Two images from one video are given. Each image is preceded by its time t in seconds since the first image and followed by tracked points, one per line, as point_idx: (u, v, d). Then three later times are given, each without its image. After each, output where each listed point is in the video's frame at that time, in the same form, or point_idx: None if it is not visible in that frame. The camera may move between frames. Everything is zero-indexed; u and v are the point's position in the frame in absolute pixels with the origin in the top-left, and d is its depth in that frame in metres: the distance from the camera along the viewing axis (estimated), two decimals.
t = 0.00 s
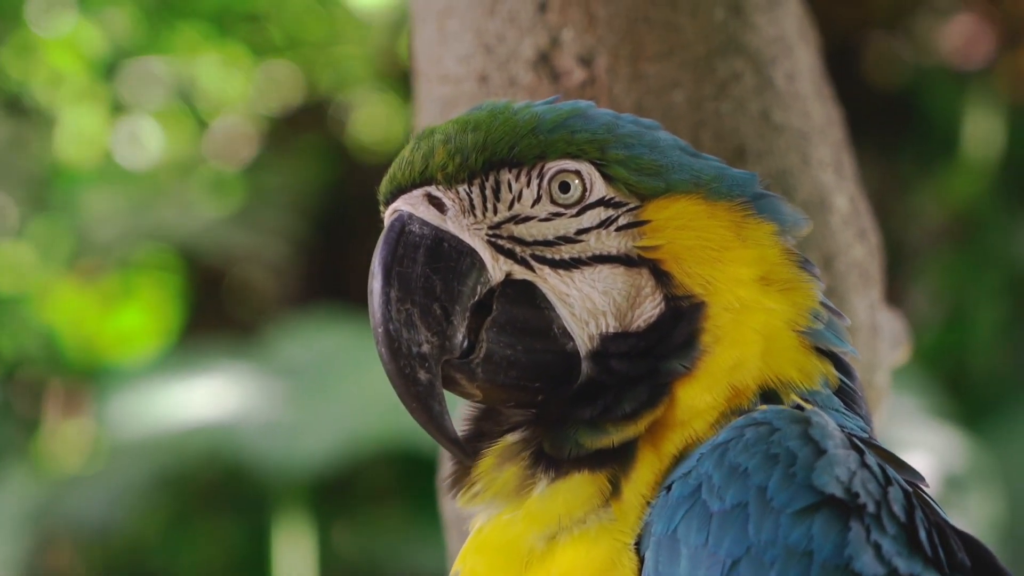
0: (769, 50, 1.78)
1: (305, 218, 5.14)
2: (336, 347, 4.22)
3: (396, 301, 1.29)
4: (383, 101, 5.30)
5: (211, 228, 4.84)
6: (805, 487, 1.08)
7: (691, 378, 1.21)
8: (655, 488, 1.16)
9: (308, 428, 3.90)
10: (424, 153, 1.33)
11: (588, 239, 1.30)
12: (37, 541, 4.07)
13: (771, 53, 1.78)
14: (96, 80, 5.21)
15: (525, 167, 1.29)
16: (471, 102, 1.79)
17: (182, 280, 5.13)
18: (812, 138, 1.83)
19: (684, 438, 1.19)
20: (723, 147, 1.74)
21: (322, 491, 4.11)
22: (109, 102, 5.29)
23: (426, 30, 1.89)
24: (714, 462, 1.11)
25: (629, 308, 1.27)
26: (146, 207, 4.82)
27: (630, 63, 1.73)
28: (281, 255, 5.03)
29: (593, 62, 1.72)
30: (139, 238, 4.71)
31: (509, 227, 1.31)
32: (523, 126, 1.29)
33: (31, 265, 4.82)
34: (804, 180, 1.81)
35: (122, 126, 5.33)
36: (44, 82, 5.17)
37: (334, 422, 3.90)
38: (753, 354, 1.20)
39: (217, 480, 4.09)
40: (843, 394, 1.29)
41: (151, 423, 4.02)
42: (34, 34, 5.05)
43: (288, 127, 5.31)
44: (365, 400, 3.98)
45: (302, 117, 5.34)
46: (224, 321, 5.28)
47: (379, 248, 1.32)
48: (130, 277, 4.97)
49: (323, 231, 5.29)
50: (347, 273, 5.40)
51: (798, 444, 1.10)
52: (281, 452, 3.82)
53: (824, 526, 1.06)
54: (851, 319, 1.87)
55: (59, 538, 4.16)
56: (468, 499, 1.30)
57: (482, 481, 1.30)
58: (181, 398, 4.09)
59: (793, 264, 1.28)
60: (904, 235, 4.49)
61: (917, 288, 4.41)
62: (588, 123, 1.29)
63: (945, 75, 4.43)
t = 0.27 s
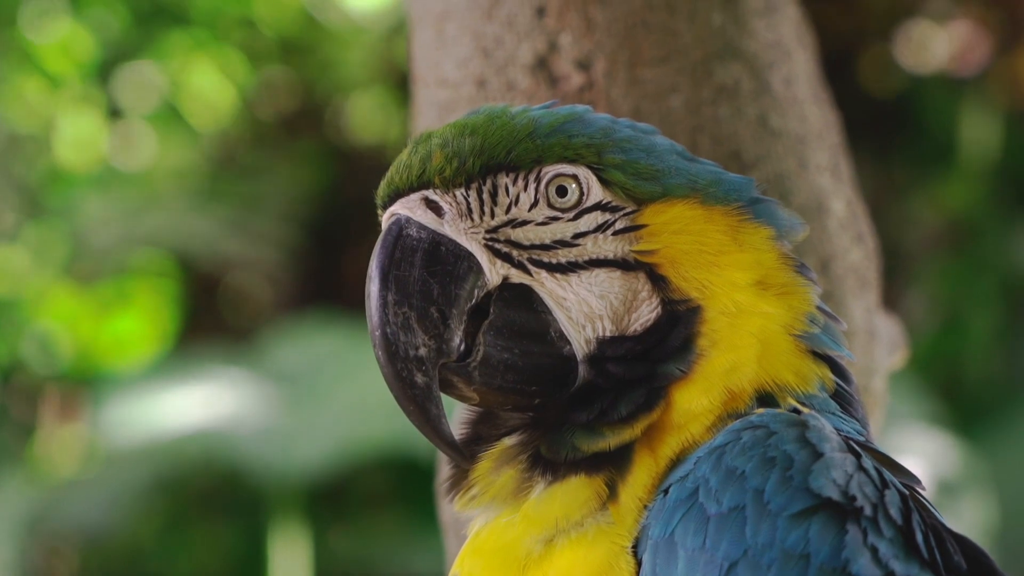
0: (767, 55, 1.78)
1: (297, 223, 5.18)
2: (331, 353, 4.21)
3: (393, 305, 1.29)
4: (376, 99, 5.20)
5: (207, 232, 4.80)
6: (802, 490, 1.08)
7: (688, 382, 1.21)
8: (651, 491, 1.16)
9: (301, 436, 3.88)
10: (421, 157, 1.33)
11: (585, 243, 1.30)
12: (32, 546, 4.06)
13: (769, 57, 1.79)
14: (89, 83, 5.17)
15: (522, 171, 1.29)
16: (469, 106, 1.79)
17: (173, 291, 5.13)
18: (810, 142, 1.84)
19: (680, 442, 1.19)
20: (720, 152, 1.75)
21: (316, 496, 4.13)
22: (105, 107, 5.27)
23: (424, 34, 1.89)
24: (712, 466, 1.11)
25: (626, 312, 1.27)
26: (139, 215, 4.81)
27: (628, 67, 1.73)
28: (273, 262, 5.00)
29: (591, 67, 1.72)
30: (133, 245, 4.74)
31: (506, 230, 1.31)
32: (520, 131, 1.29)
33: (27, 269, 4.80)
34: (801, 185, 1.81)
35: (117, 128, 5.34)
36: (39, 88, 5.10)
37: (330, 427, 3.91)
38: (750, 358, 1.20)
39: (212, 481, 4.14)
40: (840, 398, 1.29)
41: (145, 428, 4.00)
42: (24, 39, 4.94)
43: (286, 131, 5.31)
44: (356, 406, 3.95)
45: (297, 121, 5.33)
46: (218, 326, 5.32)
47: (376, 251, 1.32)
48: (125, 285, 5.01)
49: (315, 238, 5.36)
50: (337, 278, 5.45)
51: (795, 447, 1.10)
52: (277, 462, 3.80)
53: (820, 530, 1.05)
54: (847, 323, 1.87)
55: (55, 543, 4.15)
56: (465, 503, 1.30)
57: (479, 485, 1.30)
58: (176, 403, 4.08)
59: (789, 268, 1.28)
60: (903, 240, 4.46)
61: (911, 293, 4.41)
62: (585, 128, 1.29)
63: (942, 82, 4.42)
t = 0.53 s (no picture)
0: (764, 60, 1.79)
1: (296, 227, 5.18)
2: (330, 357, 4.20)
3: (390, 309, 1.29)
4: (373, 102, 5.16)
5: (206, 234, 4.79)
6: (799, 495, 1.08)
7: (684, 387, 1.21)
8: (648, 496, 1.16)
9: (299, 439, 3.87)
10: (419, 162, 1.33)
11: (582, 248, 1.30)
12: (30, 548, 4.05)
13: (766, 62, 1.79)
14: (85, 86, 5.15)
15: (520, 176, 1.30)
16: (468, 111, 1.79)
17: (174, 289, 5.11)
18: (807, 147, 1.84)
19: (676, 446, 1.19)
20: (718, 156, 1.75)
21: (314, 498, 4.13)
22: (103, 110, 5.25)
23: (423, 39, 1.90)
24: (708, 471, 1.12)
25: (623, 317, 1.28)
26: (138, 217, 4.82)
27: (626, 72, 1.73)
28: (272, 266, 4.96)
29: (589, 71, 1.73)
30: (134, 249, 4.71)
31: (503, 235, 1.32)
32: (518, 136, 1.30)
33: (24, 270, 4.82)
34: (799, 189, 1.81)
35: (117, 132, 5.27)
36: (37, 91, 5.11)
37: (329, 430, 3.90)
38: (746, 363, 1.20)
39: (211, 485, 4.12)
40: (836, 402, 1.30)
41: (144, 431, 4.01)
42: (24, 41, 5.07)
43: (285, 137, 5.32)
44: (355, 410, 3.95)
45: (297, 125, 5.33)
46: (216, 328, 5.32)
47: (374, 256, 1.32)
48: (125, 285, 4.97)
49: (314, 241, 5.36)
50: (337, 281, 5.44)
51: (792, 452, 1.11)
52: (275, 466, 3.79)
53: (817, 534, 1.06)
54: (845, 328, 1.87)
55: (53, 546, 4.14)
56: (463, 506, 1.30)
57: (476, 489, 1.30)
58: (176, 405, 4.09)
59: (786, 273, 1.28)
60: (901, 242, 4.46)
61: (909, 297, 4.42)
62: (583, 133, 1.30)
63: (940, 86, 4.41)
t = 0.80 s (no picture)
0: (762, 64, 1.79)
1: (295, 228, 5.20)
2: (329, 358, 4.20)
3: (388, 314, 1.30)
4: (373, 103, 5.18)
5: (206, 235, 4.81)
6: (796, 498, 1.08)
7: (681, 392, 1.21)
8: (646, 500, 1.17)
9: (299, 440, 3.88)
10: (418, 166, 1.34)
11: (580, 253, 1.31)
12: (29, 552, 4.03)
13: (763, 66, 1.80)
14: (85, 90, 5.05)
15: (518, 181, 1.30)
16: (466, 116, 1.80)
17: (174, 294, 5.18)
18: (804, 151, 1.85)
19: (673, 451, 1.19)
20: (715, 160, 1.75)
21: (313, 499, 4.14)
22: (103, 112, 5.15)
23: (421, 44, 1.90)
24: (706, 474, 1.12)
25: (620, 321, 1.28)
26: (140, 220, 4.78)
27: (623, 76, 1.74)
28: (274, 269, 5.01)
29: (587, 76, 1.73)
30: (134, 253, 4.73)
31: (502, 240, 1.32)
32: (517, 141, 1.30)
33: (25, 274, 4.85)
34: (796, 193, 1.81)
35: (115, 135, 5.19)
36: (35, 93, 5.03)
37: (330, 432, 3.90)
38: (743, 367, 1.20)
39: (211, 485, 4.14)
40: (833, 407, 1.30)
41: (143, 432, 4.02)
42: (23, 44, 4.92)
43: (285, 139, 5.35)
44: (356, 411, 3.94)
45: (297, 128, 5.36)
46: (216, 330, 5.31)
47: (373, 260, 1.33)
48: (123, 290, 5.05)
49: (314, 242, 5.40)
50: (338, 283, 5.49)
51: (789, 456, 1.11)
52: (274, 465, 3.81)
53: (814, 538, 1.06)
54: (843, 331, 1.87)
55: (52, 550, 4.13)
56: (461, 510, 1.31)
57: (474, 493, 1.30)
58: (175, 407, 4.10)
59: (784, 278, 1.29)
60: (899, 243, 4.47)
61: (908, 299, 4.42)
62: (582, 138, 1.30)
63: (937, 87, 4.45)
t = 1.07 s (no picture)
0: (775, 66, 1.80)
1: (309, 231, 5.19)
2: (340, 360, 4.22)
3: (394, 320, 1.32)
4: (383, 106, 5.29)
5: (219, 237, 4.75)
6: (809, 499, 1.09)
7: (684, 400, 1.22)
8: (657, 501, 1.17)
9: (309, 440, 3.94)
10: (427, 171, 1.35)
11: (588, 258, 1.31)
12: (40, 554, 4.03)
13: (776, 68, 1.80)
14: (97, 93, 5.19)
15: (526, 187, 1.30)
16: (479, 118, 1.81)
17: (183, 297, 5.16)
18: (816, 153, 1.85)
19: (678, 456, 1.20)
20: (727, 162, 1.76)
21: (322, 502, 4.16)
22: (115, 114, 5.26)
23: (434, 46, 1.91)
24: (719, 475, 1.12)
25: (628, 327, 1.29)
26: (152, 219, 4.70)
27: (636, 78, 1.74)
28: (286, 268, 4.91)
29: (600, 78, 1.74)
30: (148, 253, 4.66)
31: (510, 245, 1.33)
32: (527, 146, 1.30)
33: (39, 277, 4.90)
34: (808, 195, 1.82)
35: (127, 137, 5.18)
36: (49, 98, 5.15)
37: (340, 437, 3.92)
38: (749, 374, 1.21)
39: (221, 489, 4.16)
40: (844, 409, 1.30)
41: (156, 431, 4.08)
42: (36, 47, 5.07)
43: (297, 141, 5.38)
44: (368, 415, 3.99)
45: (308, 130, 5.40)
46: (227, 332, 5.27)
47: (381, 266, 1.35)
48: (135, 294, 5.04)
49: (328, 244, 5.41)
50: (348, 285, 5.46)
51: (801, 457, 1.11)
52: (283, 465, 3.87)
53: (826, 538, 1.07)
54: (854, 333, 1.88)
55: (63, 552, 4.13)
56: (472, 510, 1.32)
57: (484, 494, 1.31)
58: (185, 407, 4.13)
59: (794, 282, 1.29)
60: (909, 245, 4.46)
61: (920, 302, 4.41)
62: (592, 143, 1.30)
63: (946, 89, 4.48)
